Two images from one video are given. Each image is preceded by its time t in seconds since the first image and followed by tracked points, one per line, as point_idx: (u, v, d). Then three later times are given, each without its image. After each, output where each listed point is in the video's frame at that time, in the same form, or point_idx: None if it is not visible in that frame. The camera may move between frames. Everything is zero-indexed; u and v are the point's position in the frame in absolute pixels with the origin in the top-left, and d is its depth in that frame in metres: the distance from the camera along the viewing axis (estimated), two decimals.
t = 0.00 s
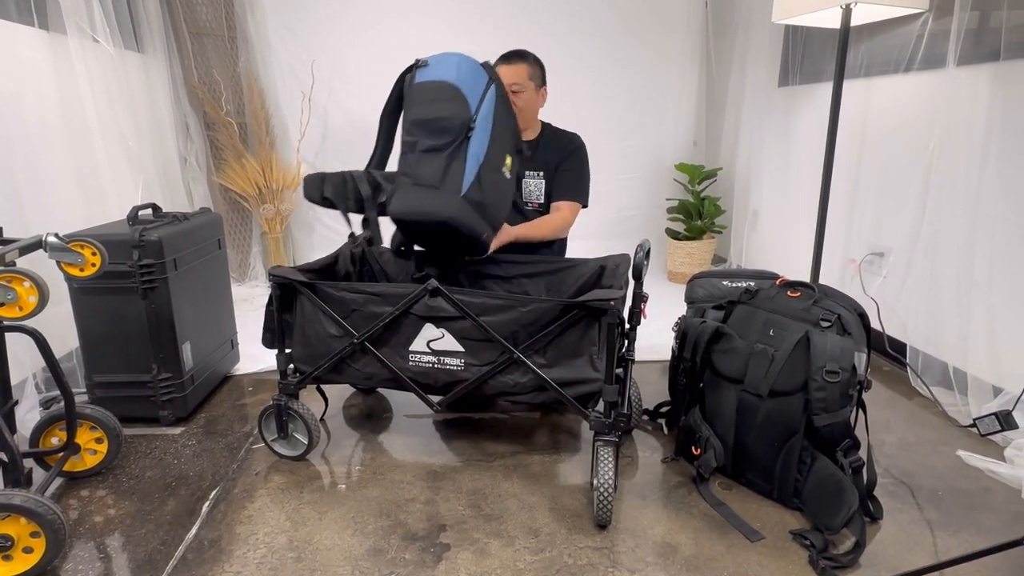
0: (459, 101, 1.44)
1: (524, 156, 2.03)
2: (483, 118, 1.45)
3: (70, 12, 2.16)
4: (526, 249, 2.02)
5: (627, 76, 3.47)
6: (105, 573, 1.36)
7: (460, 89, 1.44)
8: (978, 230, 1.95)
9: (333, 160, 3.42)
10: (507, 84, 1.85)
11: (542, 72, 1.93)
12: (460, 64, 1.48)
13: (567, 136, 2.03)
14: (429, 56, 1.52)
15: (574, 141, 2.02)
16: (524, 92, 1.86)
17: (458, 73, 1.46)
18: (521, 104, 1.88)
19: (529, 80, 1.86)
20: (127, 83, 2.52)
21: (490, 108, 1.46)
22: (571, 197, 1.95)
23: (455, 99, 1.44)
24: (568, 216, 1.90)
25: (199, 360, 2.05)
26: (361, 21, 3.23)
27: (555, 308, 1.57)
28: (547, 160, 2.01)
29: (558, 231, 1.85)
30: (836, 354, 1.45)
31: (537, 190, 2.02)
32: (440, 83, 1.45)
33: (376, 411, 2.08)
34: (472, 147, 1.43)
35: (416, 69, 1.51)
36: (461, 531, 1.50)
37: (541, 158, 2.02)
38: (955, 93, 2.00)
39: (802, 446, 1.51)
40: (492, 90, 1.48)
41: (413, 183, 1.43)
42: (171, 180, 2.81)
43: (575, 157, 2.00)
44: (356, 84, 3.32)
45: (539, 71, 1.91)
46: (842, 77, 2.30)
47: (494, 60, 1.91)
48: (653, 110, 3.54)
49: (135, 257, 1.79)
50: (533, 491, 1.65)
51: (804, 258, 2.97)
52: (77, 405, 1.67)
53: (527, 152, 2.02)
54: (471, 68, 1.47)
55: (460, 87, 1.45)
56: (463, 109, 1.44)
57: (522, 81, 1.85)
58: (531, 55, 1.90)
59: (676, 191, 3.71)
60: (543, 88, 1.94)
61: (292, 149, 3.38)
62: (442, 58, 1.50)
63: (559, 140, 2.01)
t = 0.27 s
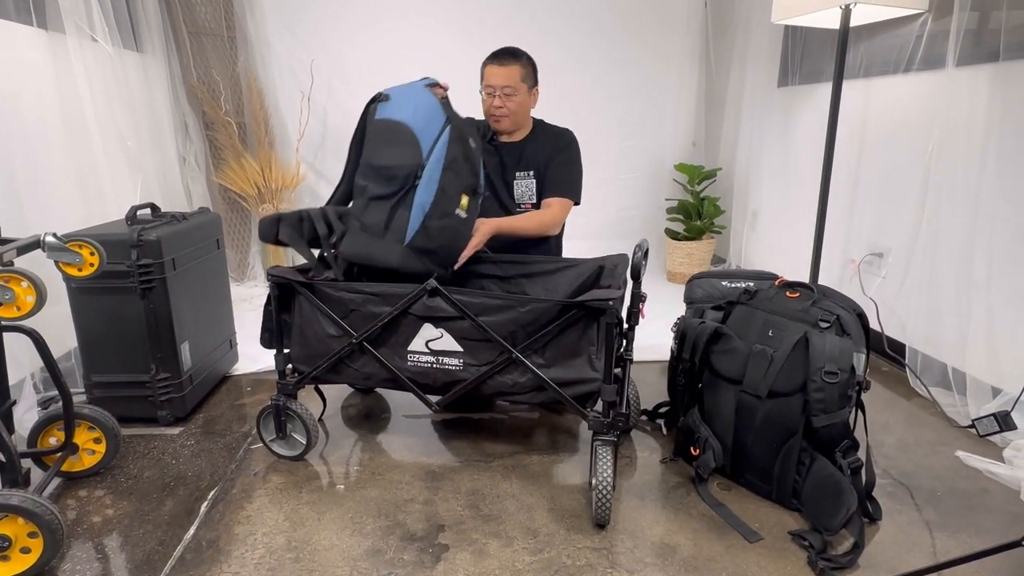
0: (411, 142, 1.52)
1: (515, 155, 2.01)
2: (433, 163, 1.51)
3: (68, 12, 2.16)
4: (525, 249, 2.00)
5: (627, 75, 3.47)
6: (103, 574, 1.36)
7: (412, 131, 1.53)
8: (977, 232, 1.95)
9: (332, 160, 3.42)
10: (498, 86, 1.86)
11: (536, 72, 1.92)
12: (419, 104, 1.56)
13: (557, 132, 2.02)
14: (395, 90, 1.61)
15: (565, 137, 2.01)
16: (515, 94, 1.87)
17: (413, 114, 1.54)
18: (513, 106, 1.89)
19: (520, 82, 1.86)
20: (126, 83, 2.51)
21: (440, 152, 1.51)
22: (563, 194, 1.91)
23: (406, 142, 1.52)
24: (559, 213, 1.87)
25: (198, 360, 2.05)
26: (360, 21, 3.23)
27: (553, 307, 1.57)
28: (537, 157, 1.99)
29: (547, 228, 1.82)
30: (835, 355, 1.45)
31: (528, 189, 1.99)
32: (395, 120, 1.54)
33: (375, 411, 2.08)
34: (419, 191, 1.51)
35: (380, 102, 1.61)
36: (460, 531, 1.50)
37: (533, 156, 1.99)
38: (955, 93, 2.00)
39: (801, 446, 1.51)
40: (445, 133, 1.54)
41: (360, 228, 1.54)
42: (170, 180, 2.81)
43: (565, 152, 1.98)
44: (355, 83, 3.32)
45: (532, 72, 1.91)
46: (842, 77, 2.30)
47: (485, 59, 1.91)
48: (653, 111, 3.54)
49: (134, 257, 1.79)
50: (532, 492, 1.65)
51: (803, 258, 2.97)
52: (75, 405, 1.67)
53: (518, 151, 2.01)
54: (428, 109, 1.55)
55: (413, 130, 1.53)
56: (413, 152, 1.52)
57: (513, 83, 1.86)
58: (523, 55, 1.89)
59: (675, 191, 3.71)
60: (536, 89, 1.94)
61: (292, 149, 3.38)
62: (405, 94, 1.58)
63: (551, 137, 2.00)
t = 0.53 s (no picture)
0: (373, 183, 1.60)
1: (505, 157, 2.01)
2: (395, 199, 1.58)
3: (68, 11, 2.16)
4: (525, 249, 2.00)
5: (627, 75, 3.47)
6: (103, 574, 1.36)
7: (373, 172, 1.61)
8: (977, 232, 1.95)
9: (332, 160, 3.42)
10: (486, 88, 1.83)
11: (524, 73, 1.89)
12: (377, 143, 1.63)
13: (551, 130, 2.02)
14: (355, 128, 1.67)
15: (555, 134, 2.01)
16: (504, 96, 1.84)
17: (372, 155, 1.61)
18: (502, 108, 1.86)
19: (509, 84, 1.83)
20: (127, 83, 2.51)
21: (401, 189, 1.57)
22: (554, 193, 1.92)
23: (367, 183, 1.60)
24: (550, 212, 1.87)
25: (198, 360, 2.04)
26: (360, 21, 3.23)
27: (551, 307, 1.57)
28: (526, 157, 2.00)
29: (536, 231, 1.83)
30: (835, 355, 1.45)
31: (519, 191, 2.00)
32: (356, 162, 1.62)
33: (375, 411, 2.08)
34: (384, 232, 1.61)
35: (342, 141, 1.68)
36: (460, 531, 1.50)
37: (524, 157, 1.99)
38: (956, 93, 2.00)
39: (800, 446, 1.51)
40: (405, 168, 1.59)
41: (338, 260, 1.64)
42: (171, 180, 2.81)
43: (552, 150, 1.99)
44: (355, 83, 3.32)
45: (520, 73, 1.87)
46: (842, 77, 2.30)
47: (471, 60, 1.86)
48: (653, 110, 3.54)
49: (134, 256, 1.79)
50: (532, 492, 1.65)
51: (803, 258, 2.97)
52: (75, 404, 1.67)
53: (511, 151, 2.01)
54: (387, 147, 1.62)
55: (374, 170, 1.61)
56: (376, 193, 1.60)
57: (502, 86, 1.82)
58: (511, 56, 1.85)
59: (676, 191, 3.70)
60: (524, 88, 1.92)
61: (292, 149, 3.38)
62: (364, 132, 1.65)
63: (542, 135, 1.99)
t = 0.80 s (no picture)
0: (376, 203, 1.64)
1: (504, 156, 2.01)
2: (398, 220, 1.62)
3: (71, 10, 2.16)
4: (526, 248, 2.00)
5: (629, 74, 3.47)
6: (106, 572, 1.36)
7: (375, 193, 1.64)
8: (980, 232, 1.94)
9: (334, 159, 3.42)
10: (484, 92, 1.81)
11: (521, 72, 1.86)
12: (380, 163, 1.65)
13: (552, 129, 2.02)
14: (356, 144, 1.69)
15: (553, 133, 2.01)
16: (503, 100, 1.82)
17: (375, 174, 1.64)
18: (501, 111, 1.85)
19: (508, 87, 1.81)
20: (129, 82, 2.51)
21: (404, 210, 1.61)
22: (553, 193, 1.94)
23: (370, 204, 1.64)
24: (551, 212, 1.89)
25: (200, 358, 2.05)
26: (362, 20, 3.23)
27: (547, 301, 1.59)
28: (525, 157, 2.00)
29: (536, 235, 1.87)
30: (838, 354, 1.45)
31: (518, 191, 2.00)
32: (358, 181, 1.64)
33: (376, 410, 2.08)
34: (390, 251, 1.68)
35: (342, 157, 1.70)
36: (461, 530, 1.50)
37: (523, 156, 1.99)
38: (959, 92, 1.99)
39: (802, 445, 1.51)
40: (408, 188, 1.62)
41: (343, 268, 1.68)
42: (173, 179, 2.81)
43: (551, 149, 1.99)
44: (357, 82, 3.32)
45: (518, 74, 1.85)
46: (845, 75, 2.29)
47: (466, 61, 1.82)
48: (655, 110, 3.54)
49: (137, 255, 1.79)
50: (534, 490, 1.65)
51: (805, 257, 2.97)
52: (78, 403, 1.67)
53: (510, 150, 2.01)
54: (389, 168, 1.65)
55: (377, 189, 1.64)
56: (379, 214, 1.64)
57: (500, 89, 1.80)
58: (507, 56, 1.82)
59: (678, 190, 3.70)
60: (524, 88, 1.89)
61: (294, 149, 3.38)
62: (366, 150, 1.67)
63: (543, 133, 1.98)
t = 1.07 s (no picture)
0: (396, 214, 1.69)
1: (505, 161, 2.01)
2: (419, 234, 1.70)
3: (74, 9, 2.17)
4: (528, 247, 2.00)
5: (632, 73, 3.46)
6: (109, 569, 1.36)
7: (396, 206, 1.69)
8: (984, 231, 1.94)
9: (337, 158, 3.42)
10: (490, 95, 1.80)
11: (528, 75, 1.86)
12: (400, 175, 1.70)
13: (554, 129, 2.02)
14: (375, 157, 1.72)
15: (558, 138, 2.00)
16: (509, 103, 1.82)
17: (396, 186, 1.69)
18: (506, 114, 1.85)
19: (514, 91, 1.80)
20: (132, 81, 2.52)
21: (425, 225, 1.69)
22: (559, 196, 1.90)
23: (391, 216, 1.68)
24: (548, 217, 1.82)
25: (203, 357, 2.05)
26: (364, 19, 3.23)
27: (547, 297, 1.60)
28: (527, 162, 2.00)
29: (538, 244, 1.80)
30: (841, 352, 1.45)
31: (520, 197, 2.00)
32: (379, 193, 1.69)
33: (379, 408, 2.09)
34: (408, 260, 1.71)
35: (360, 168, 1.73)
36: (464, 528, 1.50)
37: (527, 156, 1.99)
38: (964, 91, 1.99)
39: (805, 444, 1.50)
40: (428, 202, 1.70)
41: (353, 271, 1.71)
42: (176, 178, 2.82)
43: (554, 153, 1.98)
44: (360, 82, 3.32)
45: (525, 77, 1.84)
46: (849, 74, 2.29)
47: (473, 62, 1.81)
48: (658, 109, 3.53)
49: (140, 253, 1.80)
50: (536, 489, 1.65)
51: (808, 256, 2.97)
52: (82, 401, 1.68)
53: (515, 150, 2.01)
54: (409, 180, 1.70)
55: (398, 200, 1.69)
56: (399, 227, 1.69)
57: (507, 93, 1.80)
58: (515, 58, 1.80)
59: (680, 190, 3.70)
60: (530, 89, 1.89)
61: (296, 148, 3.38)
62: (385, 163, 1.71)
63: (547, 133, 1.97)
